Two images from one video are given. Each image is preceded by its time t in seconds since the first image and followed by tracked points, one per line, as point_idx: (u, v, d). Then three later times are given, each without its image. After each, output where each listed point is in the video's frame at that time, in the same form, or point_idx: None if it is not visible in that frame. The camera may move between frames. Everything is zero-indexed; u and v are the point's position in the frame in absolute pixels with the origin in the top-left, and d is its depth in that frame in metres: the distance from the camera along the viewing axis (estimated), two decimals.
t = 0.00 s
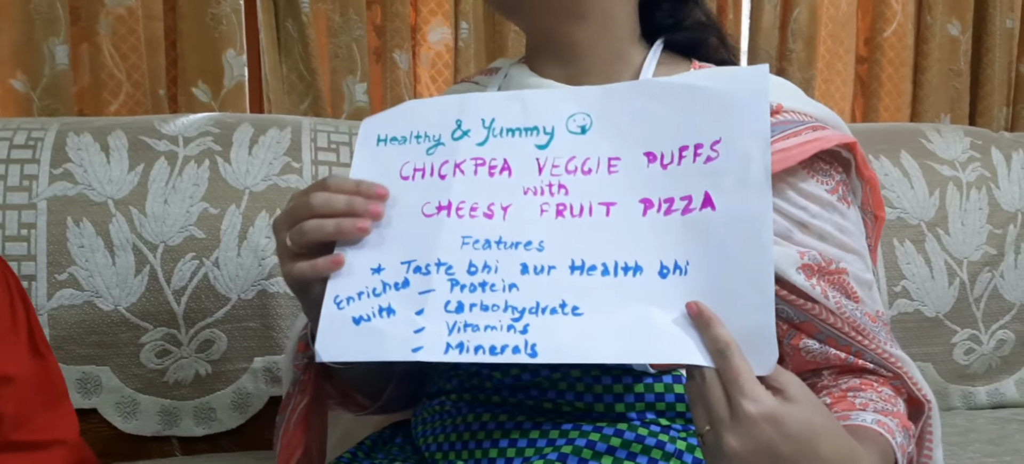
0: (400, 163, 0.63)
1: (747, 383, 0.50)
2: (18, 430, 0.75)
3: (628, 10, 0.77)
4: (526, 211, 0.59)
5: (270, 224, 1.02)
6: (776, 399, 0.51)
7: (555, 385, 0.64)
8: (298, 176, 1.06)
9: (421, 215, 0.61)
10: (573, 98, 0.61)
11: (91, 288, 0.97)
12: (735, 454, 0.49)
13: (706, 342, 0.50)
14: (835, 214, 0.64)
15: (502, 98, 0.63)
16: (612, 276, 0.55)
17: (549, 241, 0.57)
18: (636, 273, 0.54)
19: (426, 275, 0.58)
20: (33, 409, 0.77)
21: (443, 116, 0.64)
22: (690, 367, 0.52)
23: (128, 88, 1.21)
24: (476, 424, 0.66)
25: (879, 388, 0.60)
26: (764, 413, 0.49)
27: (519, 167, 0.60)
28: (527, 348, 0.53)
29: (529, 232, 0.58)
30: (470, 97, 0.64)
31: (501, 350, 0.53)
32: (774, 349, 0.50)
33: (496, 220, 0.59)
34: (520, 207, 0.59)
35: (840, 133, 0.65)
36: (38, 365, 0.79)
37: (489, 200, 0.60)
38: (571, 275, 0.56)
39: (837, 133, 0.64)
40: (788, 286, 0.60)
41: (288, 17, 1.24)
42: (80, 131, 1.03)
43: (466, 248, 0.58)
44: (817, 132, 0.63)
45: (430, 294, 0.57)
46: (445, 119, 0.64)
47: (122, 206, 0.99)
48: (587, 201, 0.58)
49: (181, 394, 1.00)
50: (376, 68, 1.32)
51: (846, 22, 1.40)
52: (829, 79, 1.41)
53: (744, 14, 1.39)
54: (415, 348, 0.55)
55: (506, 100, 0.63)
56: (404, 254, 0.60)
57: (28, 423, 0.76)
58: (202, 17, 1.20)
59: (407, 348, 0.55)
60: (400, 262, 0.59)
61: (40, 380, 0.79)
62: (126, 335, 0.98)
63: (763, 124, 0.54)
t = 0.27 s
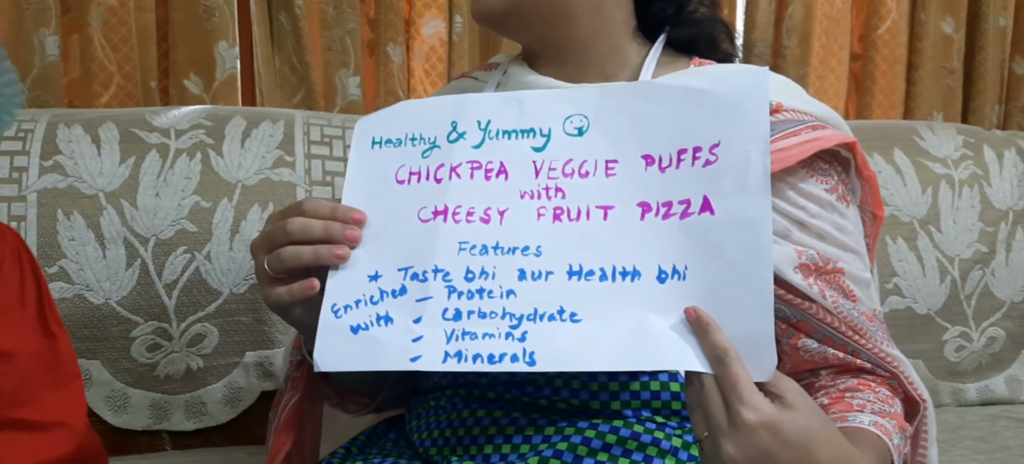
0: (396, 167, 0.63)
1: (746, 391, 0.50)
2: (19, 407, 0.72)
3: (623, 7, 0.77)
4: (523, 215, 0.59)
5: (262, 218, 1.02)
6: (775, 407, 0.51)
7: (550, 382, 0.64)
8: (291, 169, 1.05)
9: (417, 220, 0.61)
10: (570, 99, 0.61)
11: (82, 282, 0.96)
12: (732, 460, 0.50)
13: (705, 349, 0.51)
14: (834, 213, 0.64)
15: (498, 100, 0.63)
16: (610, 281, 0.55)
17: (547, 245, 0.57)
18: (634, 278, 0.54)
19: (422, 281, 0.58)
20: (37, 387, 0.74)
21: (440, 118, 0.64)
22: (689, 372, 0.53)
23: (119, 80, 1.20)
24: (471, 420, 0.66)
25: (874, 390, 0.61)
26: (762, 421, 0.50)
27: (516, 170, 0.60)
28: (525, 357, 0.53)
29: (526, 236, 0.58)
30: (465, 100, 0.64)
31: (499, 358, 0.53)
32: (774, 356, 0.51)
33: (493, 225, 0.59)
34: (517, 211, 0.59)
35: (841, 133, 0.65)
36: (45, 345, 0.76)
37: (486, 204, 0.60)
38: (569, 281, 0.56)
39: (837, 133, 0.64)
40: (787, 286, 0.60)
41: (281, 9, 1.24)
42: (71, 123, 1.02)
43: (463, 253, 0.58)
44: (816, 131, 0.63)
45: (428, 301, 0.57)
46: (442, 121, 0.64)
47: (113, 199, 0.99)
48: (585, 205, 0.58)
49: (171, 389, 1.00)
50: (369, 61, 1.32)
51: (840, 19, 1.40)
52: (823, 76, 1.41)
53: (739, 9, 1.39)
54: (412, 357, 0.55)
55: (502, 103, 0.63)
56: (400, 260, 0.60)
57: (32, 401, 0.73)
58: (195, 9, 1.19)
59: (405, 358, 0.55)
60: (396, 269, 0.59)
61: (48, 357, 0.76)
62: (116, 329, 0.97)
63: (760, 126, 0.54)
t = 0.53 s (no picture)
0: (386, 160, 0.63)
1: (740, 386, 0.51)
2: (17, 396, 0.71)
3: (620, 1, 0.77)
4: (516, 208, 0.58)
5: (257, 210, 1.01)
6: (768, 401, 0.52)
7: (546, 375, 0.64)
8: (286, 161, 1.05)
9: (409, 214, 0.60)
10: (560, 89, 0.61)
11: (75, 273, 0.95)
12: (727, 454, 0.51)
13: (699, 343, 0.51)
14: (829, 208, 0.64)
15: (488, 90, 0.63)
16: (604, 275, 0.55)
17: (540, 238, 0.57)
18: (628, 272, 0.54)
19: (416, 277, 0.58)
20: (35, 375, 0.73)
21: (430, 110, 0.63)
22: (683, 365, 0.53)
23: (114, 71, 1.20)
24: (466, 413, 0.66)
25: (870, 384, 0.61)
26: (756, 414, 0.51)
27: (508, 162, 0.60)
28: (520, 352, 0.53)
29: (519, 230, 0.57)
30: (455, 91, 0.63)
31: (494, 354, 0.53)
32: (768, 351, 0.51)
33: (486, 218, 0.58)
34: (509, 205, 0.58)
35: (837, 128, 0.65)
36: (44, 335, 0.76)
37: (479, 197, 0.59)
38: (562, 275, 0.55)
39: (833, 127, 0.64)
40: (782, 281, 0.60)
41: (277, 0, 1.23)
42: (65, 114, 1.01)
43: (456, 248, 0.58)
44: (812, 126, 0.63)
45: (423, 296, 0.57)
46: (432, 114, 0.63)
47: (107, 190, 0.98)
48: (578, 197, 0.57)
49: (165, 381, 0.99)
50: (365, 53, 1.31)
51: (837, 14, 1.40)
52: (819, 71, 1.41)
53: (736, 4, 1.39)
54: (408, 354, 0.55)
55: (493, 92, 0.62)
56: (393, 255, 0.59)
57: (29, 390, 0.72)
58: None
59: (401, 354, 0.55)
60: (390, 264, 0.59)
61: (46, 348, 0.75)
62: (111, 320, 0.97)
63: (753, 116, 0.54)
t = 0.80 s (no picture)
0: (386, 150, 0.62)
1: (739, 379, 0.51)
2: (7, 388, 0.72)
3: None
4: (516, 200, 0.58)
5: (256, 203, 1.01)
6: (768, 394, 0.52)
7: (545, 370, 0.64)
8: (285, 154, 1.05)
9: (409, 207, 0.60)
10: (560, 79, 0.60)
11: (73, 266, 0.95)
12: (726, 448, 0.51)
13: (698, 335, 0.51)
14: (829, 204, 0.64)
15: (487, 80, 0.62)
16: (604, 267, 0.55)
17: (540, 231, 0.57)
18: (628, 264, 0.54)
19: (416, 270, 0.58)
20: (25, 367, 0.73)
21: (429, 100, 0.63)
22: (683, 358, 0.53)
23: (111, 63, 1.20)
24: (466, 407, 0.66)
25: (869, 380, 0.61)
26: (754, 406, 0.51)
27: (508, 153, 0.59)
28: (520, 346, 0.53)
29: (519, 222, 0.57)
30: (455, 80, 0.63)
31: (494, 348, 0.54)
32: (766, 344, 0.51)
33: (486, 210, 0.58)
34: (509, 197, 0.58)
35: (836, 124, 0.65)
36: (33, 324, 0.75)
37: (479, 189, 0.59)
38: (562, 267, 0.55)
39: (833, 123, 0.64)
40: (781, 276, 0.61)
41: None
42: (63, 106, 1.01)
43: (455, 241, 0.58)
44: (812, 122, 0.63)
45: (423, 290, 0.57)
46: (431, 103, 0.63)
47: (105, 182, 0.98)
48: (578, 189, 0.57)
49: (164, 374, 0.99)
50: (364, 47, 1.31)
51: (835, 10, 1.40)
52: (817, 67, 1.41)
53: None
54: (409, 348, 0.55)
55: (493, 83, 0.62)
56: (394, 248, 0.59)
57: (20, 381, 0.72)
58: None
59: (402, 348, 0.55)
60: (391, 258, 0.59)
61: (36, 339, 0.75)
62: (109, 312, 0.96)
63: (754, 109, 0.54)
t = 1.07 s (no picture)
0: (364, 139, 0.55)
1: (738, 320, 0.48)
2: None
3: None
4: (502, 179, 0.53)
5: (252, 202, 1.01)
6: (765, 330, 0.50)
7: (540, 367, 0.64)
8: (281, 152, 1.05)
9: (397, 196, 0.54)
10: (522, 42, 0.52)
11: (69, 264, 0.95)
12: (739, 389, 0.48)
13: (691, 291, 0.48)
14: (820, 189, 0.64)
15: (450, 49, 0.53)
16: (593, 236, 0.51)
17: (529, 207, 0.52)
18: (615, 229, 0.51)
19: (417, 256, 0.54)
20: (13, 365, 0.73)
21: (389, 74, 0.54)
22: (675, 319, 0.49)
23: (107, 60, 1.20)
24: (461, 406, 0.65)
25: (873, 351, 0.61)
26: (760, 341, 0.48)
27: (484, 131, 0.53)
28: (524, 323, 0.52)
29: (507, 200, 0.53)
30: (421, 54, 0.53)
31: (504, 329, 0.52)
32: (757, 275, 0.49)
33: (474, 192, 0.53)
34: (495, 177, 0.53)
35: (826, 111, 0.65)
36: (22, 323, 0.75)
37: (461, 170, 0.53)
38: (555, 241, 0.52)
39: (822, 110, 0.65)
40: (776, 261, 0.61)
41: None
42: (58, 103, 1.01)
43: (450, 225, 0.53)
44: (802, 108, 0.64)
45: (429, 276, 0.54)
46: (394, 81, 0.54)
47: (101, 180, 0.98)
48: (563, 161, 0.52)
49: (159, 372, 0.99)
50: (360, 45, 1.31)
51: (832, 10, 1.41)
52: (813, 66, 1.42)
53: None
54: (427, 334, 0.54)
55: (459, 54, 0.53)
56: (393, 233, 0.55)
57: (10, 379, 0.73)
58: None
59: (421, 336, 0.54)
60: (391, 246, 0.55)
61: (26, 337, 0.75)
62: (104, 310, 0.96)
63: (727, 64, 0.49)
